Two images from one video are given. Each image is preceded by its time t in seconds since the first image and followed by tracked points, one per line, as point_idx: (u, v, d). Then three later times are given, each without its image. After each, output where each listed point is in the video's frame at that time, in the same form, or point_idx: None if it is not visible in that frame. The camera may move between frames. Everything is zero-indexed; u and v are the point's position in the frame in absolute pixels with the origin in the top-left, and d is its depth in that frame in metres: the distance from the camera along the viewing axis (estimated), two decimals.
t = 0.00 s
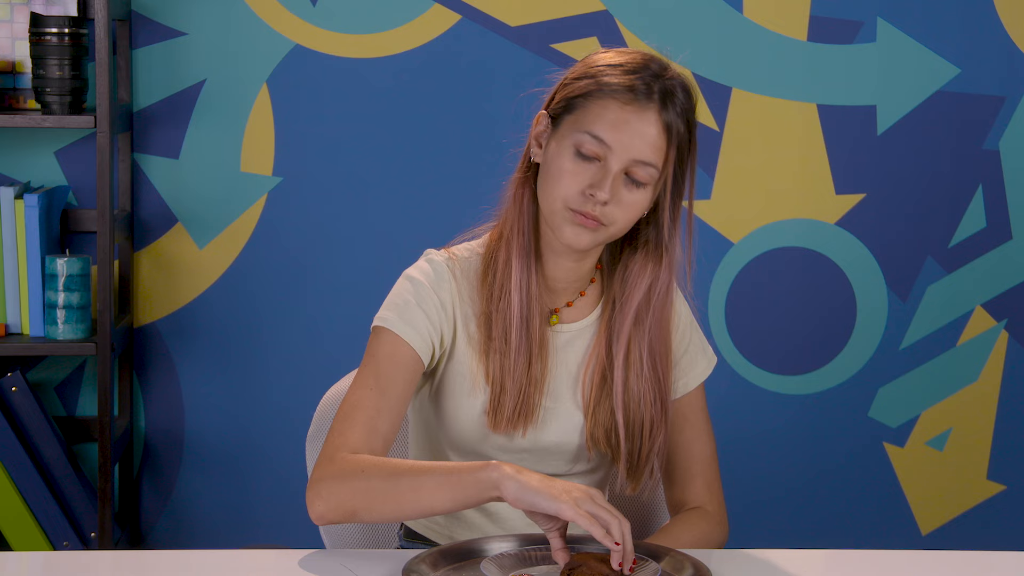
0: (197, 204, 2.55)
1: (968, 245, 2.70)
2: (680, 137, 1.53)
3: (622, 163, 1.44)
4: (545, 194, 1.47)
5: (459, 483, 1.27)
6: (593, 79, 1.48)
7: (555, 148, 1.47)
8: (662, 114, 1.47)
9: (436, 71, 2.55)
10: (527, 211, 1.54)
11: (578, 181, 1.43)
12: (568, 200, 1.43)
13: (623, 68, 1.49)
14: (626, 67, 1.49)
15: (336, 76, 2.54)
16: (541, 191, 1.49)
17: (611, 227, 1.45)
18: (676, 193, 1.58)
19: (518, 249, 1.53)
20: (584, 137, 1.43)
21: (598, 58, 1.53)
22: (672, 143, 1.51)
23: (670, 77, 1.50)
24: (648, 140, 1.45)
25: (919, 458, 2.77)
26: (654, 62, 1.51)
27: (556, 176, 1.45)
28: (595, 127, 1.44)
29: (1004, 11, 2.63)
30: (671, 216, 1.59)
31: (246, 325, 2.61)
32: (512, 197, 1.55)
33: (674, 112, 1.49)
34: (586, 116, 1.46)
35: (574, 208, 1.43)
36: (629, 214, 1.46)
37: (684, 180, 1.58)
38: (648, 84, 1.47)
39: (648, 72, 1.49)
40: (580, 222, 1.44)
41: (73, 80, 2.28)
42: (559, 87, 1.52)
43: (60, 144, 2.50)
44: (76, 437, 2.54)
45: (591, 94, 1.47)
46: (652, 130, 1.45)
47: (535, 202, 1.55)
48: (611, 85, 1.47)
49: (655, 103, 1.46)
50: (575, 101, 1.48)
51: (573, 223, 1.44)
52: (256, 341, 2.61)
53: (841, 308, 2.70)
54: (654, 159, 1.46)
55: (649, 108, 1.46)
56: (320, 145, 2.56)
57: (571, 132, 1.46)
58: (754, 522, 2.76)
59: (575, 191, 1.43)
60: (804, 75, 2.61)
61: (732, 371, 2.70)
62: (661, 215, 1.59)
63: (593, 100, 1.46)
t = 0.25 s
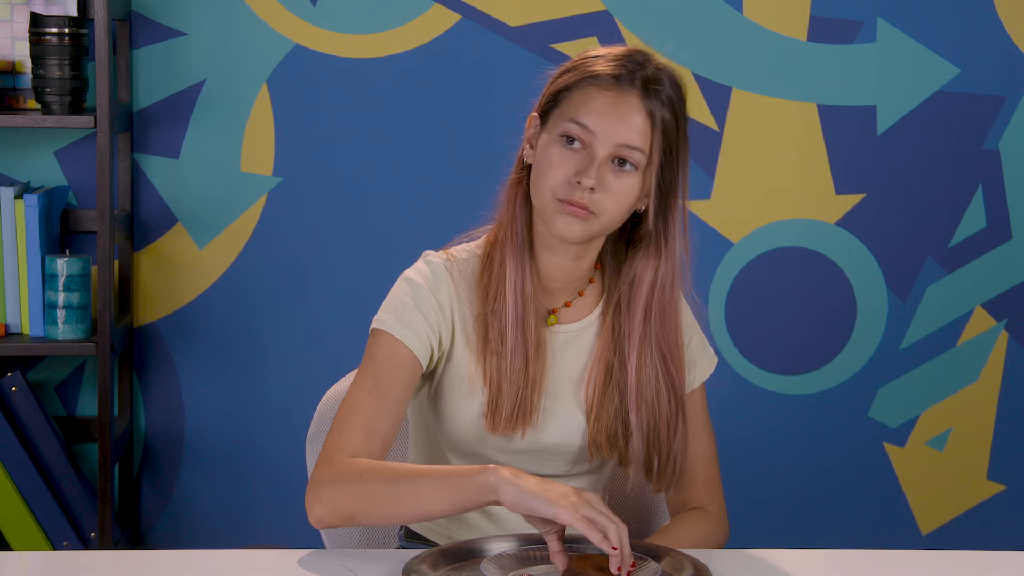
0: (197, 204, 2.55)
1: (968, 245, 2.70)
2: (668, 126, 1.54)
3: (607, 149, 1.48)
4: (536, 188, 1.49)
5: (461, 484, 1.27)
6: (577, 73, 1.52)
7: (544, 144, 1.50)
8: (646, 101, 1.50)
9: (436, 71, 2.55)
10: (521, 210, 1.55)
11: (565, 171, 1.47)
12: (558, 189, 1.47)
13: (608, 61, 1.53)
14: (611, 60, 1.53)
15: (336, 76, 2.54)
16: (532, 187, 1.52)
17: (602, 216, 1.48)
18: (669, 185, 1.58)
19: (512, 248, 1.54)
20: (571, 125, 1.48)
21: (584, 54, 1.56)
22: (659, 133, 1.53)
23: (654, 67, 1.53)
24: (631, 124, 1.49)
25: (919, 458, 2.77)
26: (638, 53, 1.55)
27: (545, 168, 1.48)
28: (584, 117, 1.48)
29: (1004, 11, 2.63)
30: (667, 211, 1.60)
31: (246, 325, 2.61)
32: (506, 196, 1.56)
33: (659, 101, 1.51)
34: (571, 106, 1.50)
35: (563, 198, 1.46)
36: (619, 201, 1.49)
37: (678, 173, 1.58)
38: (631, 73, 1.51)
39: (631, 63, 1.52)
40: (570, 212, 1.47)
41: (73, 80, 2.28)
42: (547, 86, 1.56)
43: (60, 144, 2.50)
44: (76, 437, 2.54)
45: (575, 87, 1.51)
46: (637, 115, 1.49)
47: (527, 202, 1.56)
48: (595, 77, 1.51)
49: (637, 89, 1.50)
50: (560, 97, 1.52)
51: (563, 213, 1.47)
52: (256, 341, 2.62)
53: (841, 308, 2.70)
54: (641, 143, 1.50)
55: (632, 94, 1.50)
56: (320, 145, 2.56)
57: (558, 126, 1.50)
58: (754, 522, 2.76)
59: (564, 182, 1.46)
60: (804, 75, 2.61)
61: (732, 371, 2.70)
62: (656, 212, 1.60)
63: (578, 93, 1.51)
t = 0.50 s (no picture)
0: (197, 204, 2.55)
1: (968, 245, 2.70)
2: (656, 120, 1.55)
3: (597, 144, 1.50)
4: (528, 188, 1.50)
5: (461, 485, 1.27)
6: (562, 71, 1.54)
7: (533, 144, 1.51)
8: (632, 94, 1.52)
9: (436, 71, 2.55)
10: (514, 212, 1.55)
11: (556, 169, 1.47)
12: (550, 187, 1.47)
13: (593, 58, 1.55)
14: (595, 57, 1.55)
15: (336, 76, 2.54)
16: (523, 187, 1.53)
17: (595, 213, 1.49)
18: (661, 178, 1.58)
19: (505, 248, 1.54)
20: (559, 123, 1.49)
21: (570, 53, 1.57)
22: (647, 126, 1.54)
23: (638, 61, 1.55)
24: (619, 118, 1.50)
25: (918, 458, 2.77)
26: (623, 49, 1.56)
27: (536, 166, 1.49)
28: (574, 116, 1.49)
29: (1004, 11, 2.63)
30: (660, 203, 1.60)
31: (246, 325, 2.61)
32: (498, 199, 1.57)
33: (646, 94, 1.53)
34: (558, 104, 1.51)
35: (555, 197, 1.47)
36: (611, 197, 1.50)
37: (669, 165, 1.58)
38: (616, 69, 1.53)
39: (614, 58, 1.54)
40: (564, 210, 1.47)
41: (73, 80, 2.28)
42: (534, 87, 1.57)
43: (60, 144, 2.50)
44: (76, 437, 2.54)
45: (561, 84, 1.53)
46: (623, 108, 1.51)
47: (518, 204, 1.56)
48: (581, 74, 1.53)
49: (623, 83, 1.52)
50: (547, 96, 1.53)
51: (556, 211, 1.47)
52: (257, 341, 2.61)
53: (841, 308, 2.70)
54: (630, 137, 1.51)
55: (617, 88, 1.51)
56: (320, 145, 2.56)
57: (546, 125, 1.51)
58: (754, 522, 2.76)
59: (557, 181, 1.47)
60: (804, 75, 2.61)
61: (732, 371, 2.70)
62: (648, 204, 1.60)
63: (565, 90, 1.52)
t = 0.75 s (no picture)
0: (196, 204, 2.55)
1: (968, 245, 2.70)
2: (646, 114, 1.55)
3: (588, 141, 1.50)
4: (521, 188, 1.50)
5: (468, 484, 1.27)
6: (550, 69, 1.54)
7: (525, 143, 1.51)
8: (620, 90, 1.52)
9: (436, 71, 2.55)
10: (507, 212, 1.56)
11: (547, 168, 1.48)
12: (543, 186, 1.47)
13: (580, 55, 1.54)
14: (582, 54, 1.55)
15: (336, 76, 2.54)
16: (516, 186, 1.53)
17: (588, 210, 1.49)
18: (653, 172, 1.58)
19: (500, 248, 1.54)
20: (549, 122, 1.50)
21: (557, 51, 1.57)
22: (636, 121, 1.54)
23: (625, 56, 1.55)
24: (607, 114, 1.50)
25: (918, 458, 2.77)
26: (609, 44, 1.56)
27: (528, 166, 1.49)
28: (563, 117, 1.49)
29: (1004, 11, 2.63)
30: (653, 196, 1.61)
31: (246, 325, 2.61)
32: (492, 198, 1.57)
33: (634, 89, 1.53)
34: (547, 103, 1.51)
35: (549, 196, 1.47)
36: (603, 193, 1.50)
37: (660, 159, 1.59)
38: (603, 66, 1.53)
39: (601, 55, 1.54)
40: (557, 208, 1.47)
41: (73, 80, 2.28)
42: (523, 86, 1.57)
43: (60, 144, 2.50)
44: (76, 437, 2.54)
45: (548, 83, 1.53)
46: (612, 104, 1.51)
47: (512, 204, 1.57)
48: (569, 72, 1.52)
49: (611, 80, 1.52)
50: (535, 95, 1.53)
51: (550, 211, 1.48)
52: (257, 341, 2.61)
53: (841, 308, 2.70)
54: (620, 133, 1.52)
55: (605, 85, 1.51)
56: (320, 145, 2.56)
57: (536, 125, 1.51)
58: (753, 522, 2.76)
59: (549, 181, 1.47)
60: (805, 75, 2.61)
61: (732, 371, 2.70)
62: (640, 197, 1.61)
63: (553, 89, 1.52)
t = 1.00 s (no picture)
0: (197, 204, 2.55)
1: (968, 245, 2.70)
2: (641, 112, 1.55)
3: (583, 141, 1.50)
4: (518, 189, 1.50)
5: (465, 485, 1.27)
6: (544, 68, 1.54)
7: (520, 144, 1.52)
8: (615, 88, 1.52)
9: (436, 71, 2.55)
10: (504, 213, 1.56)
11: (544, 168, 1.48)
12: (539, 186, 1.47)
13: (574, 55, 1.55)
14: (576, 54, 1.55)
15: (336, 76, 2.54)
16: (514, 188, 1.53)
17: (586, 210, 1.49)
18: (650, 170, 1.59)
19: (498, 249, 1.54)
20: (545, 122, 1.50)
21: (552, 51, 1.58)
22: (631, 119, 1.54)
23: (619, 55, 1.55)
24: (602, 113, 1.50)
25: (918, 458, 2.77)
26: (603, 43, 1.56)
27: (524, 166, 1.50)
28: (559, 117, 1.50)
29: (1005, 11, 2.63)
30: (650, 194, 1.61)
31: (244, 324, 2.61)
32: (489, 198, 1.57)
33: (628, 87, 1.53)
34: (542, 104, 1.52)
35: (545, 195, 1.47)
36: (600, 192, 1.50)
37: (657, 157, 1.59)
38: (597, 64, 1.53)
39: (595, 54, 1.54)
40: (556, 208, 1.47)
41: (72, 80, 2.28)
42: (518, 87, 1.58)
43: (60, 143, 2.50)
44: (75, 437, 2.54)
45: (543, 83, 1.53)
46: (606, 102, 1.51)
47: (509, 204, 1.57)
48: (563, 71, 1.53)
49: (604, 78, 1.52)
50: (530, 95, 1.54)
51: (547, 211, 1.48)
52: (257, 341, 2.61)
53: (841, 307, 2.70)
54: (615, 131, 1.52)
55: (600, 83, 1.51)
56: (320, 146, 2.56)
57: (531, 124, 1.51)
58: (753, 522, 2.76)
59: (546, 181, 1.47)
60: (804, 75, 2.61)
61: (732, 371, 2.70)
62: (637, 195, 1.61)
63: (547, 89, 1.53)
